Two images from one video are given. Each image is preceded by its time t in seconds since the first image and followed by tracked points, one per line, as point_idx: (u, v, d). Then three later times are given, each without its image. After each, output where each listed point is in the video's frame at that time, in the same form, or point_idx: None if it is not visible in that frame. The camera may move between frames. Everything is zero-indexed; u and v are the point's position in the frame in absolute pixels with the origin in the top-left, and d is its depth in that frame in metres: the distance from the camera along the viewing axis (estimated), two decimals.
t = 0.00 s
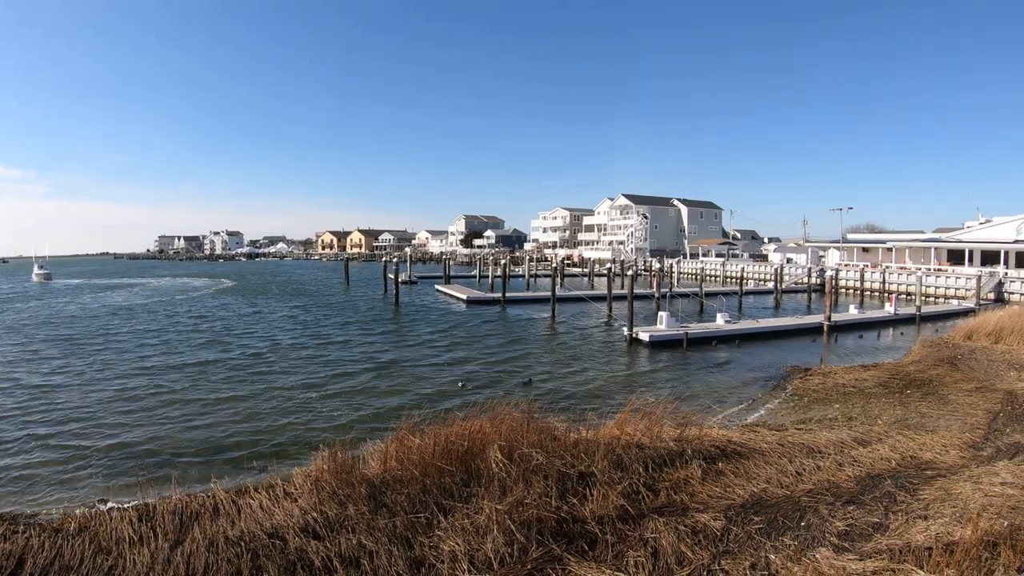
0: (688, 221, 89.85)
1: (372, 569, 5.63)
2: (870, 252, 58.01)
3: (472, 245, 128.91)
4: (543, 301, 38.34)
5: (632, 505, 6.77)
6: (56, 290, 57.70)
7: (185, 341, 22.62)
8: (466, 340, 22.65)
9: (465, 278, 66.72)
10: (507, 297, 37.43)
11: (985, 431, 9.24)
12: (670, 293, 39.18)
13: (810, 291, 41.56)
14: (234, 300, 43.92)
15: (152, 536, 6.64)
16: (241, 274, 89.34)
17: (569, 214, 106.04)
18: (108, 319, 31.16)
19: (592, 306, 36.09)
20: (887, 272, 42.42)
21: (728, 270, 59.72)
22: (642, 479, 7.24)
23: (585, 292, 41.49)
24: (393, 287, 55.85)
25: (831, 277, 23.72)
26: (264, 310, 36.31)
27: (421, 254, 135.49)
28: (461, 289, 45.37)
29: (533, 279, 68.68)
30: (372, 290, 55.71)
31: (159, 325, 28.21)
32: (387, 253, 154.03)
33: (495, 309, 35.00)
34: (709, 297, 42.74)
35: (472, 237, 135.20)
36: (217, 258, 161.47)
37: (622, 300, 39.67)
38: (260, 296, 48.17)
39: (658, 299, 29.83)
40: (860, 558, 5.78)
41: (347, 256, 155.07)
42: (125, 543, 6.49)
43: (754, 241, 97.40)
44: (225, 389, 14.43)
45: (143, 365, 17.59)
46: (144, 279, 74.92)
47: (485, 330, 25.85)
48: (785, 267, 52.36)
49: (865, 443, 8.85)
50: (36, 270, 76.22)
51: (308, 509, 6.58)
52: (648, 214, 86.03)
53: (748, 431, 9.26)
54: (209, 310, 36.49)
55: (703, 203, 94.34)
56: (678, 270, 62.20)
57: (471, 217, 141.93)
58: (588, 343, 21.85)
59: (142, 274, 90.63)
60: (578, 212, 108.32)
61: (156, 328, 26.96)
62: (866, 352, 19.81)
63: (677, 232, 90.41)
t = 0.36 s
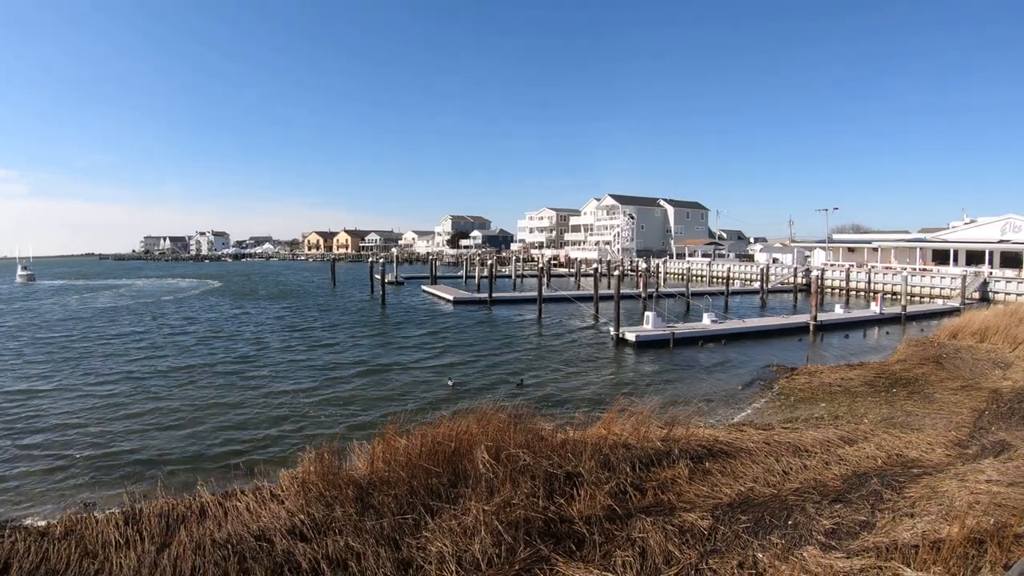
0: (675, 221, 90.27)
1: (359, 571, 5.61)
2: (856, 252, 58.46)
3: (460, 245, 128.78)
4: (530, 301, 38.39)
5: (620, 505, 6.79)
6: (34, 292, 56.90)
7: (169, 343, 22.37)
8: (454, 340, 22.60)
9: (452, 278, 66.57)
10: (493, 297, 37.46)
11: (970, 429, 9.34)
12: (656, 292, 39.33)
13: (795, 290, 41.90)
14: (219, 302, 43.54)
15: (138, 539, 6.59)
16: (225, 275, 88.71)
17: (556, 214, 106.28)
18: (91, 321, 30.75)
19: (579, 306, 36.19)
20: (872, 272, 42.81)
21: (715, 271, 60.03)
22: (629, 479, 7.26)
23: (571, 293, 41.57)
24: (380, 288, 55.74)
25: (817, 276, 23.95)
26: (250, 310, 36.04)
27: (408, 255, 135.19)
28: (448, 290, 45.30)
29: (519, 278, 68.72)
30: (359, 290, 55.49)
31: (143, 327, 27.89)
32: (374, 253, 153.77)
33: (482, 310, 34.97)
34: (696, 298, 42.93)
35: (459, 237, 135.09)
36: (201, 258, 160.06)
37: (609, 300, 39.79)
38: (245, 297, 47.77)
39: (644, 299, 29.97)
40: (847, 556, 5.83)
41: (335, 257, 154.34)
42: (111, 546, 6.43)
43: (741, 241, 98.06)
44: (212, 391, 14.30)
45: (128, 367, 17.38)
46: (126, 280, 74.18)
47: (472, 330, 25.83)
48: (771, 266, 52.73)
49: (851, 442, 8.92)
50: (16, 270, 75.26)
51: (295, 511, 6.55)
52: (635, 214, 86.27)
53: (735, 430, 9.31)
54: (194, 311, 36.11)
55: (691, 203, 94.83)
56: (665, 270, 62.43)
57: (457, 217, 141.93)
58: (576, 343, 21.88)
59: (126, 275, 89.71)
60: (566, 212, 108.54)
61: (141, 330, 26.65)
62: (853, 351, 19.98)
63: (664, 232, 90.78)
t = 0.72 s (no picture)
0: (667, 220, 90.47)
1: (352, 571, 5.61)
2: (847, 251, 58.70)
3: (452, 245, 128.69)
4: (522, 300, 38.43)
5: (612, 504, 6.81)
6: (20, 292, 56.45)
7: (160, 343, 22.24)
8: (447, 340, 22.60)
9: (444, 278, 66.51)
10: (486, 297, 37.46)
11: (962, 427, 9.40)
12: (648, 292, 39.41)
13: (787, 290, 42.07)
14: (210, 301, 43.34)
15: (130, 540, 6.57)
16: (215, 275, 88.35)
17: (548, 213, 106.33)
18: (81, 321, 30.53)
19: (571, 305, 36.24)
20: (864, 271, 43.04)
21: (707, 270, 60.19)
22: (622, 478, 7.28)
23: (563, 292, 41.63)
24: (372, 288, 55.66)
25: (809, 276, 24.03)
26: (242, 310, 35.89)
27: (400, 254, 134.95)
28: (440, 289, 45.26)
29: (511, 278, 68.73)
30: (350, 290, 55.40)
31: (134, 327, 27.71)
32: (366, 253, 153.44)
33: (474, 309, 34.95)
34: (687, 297, 43.07)
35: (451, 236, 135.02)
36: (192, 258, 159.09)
37: (601, 299, 39.87)
38: (236, 297, 47.56)
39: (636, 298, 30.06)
40: (840, 554, 5.86)
41: (327, 256, 153.97)
42: (103, 547, 6.40)
43: (734, 241, 98.45)
44: (204, 391, 14.25)
45: (120, 368, 17.28)
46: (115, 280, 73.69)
47: (465, 329, 25.82)
48: (763, 266, 52.93)
49: (842, 441, 8.96)
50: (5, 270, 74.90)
51: (287, 511, 6.54)
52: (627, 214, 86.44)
53: (727, 429, 9.34)
54: (185, 311, 35.91)
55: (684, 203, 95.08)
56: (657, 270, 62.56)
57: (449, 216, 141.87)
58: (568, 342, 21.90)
59: (115, 275, 89.10)
60: (558, 211, 108.63)
61: (132, 330, 26.51)
62: (845, 350, 20.06)
63: (657, 231, 90.97)
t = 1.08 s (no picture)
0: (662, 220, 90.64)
1: (347, 570, 5.61)
2: (841, 251, 58.87)
3: (447, 244, 128.51)
4: (516, 299, 38.47)
5: (606, 503, 6.82)
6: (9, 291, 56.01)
7: (152, 343, 22.12)
8: (442, 339, 22.56)
9: (437, 277, 66.45)
10: (480, 296, 37.47)
11: (955, 426, 9.44)
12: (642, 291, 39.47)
13: (781, 289, 42.19)
14: (202, 301, 43.12)
15: (125, 540, 6.55)
16: (208, 274, 87.95)
17: (542, 212, 106.36)
18: (73, 321, 30.32)
19: (565, 304, 36.26)
20: (858, 271, 43.17)
21: (701, 270, 60.31)
22: (616, 477, 7.29)
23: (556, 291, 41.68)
24: (365, 287, 55.51)
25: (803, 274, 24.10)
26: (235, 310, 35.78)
27: (394, 253, 134.68)
28: (434, 288, 45.25)
29: (505, 277, 68.61)
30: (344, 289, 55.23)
31: (126, 327, 27.56)
32: (360, 253, 153.24)
33: (468, 309, 34.90)
34: (682, 296, 43.10)
35: (446, 236, 134.86)
36: (184, 257, 158.43)
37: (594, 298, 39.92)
38: (229, 296, 47.33)
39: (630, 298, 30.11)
40: (834, 552, 5.88)
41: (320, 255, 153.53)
42: (97, 547, 6.39)
43: (728, 240, 98.68)
44: (198, 391, 14.20)
45: (113, 368, 17.19)
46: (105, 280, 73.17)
47: (460, 328, 25.84)
48: (757, 265, 53.02)
49: (836, 440, 8.99)
50: None
51: (281, 511, 6.53)
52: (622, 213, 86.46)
53: (721, 428, 9.37)
54: (178, 310, 35.72)
55: (679, 202, 95.25)
56: (651, 269, 62.63)
57: (443, 215, 141.65)
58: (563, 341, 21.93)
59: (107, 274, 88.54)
60: (553, 211, 108.71)
61: (125, 330, 26.37)
62: (839, 349, 20.10)
63: (651, 230, 91.12)
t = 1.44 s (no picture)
0: (658, 219, 90.73)
1: (344, 569, 5.61)
2: (837, 250, 59.02)
3: (444, 243, 128.37)
4: (512, 298, 38.49)
5: (603, 501, 6.83)
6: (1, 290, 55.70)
7: (147, 343, 22.02)
8: (439, 338, 22.56)
9: (433, 275, 66.36)
10: (476, 295, 37.48)
11: (951, 424, 9.47)
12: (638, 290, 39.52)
13: (777, 288, 42.29)
14: (197, 300, 42.97)
15: (121, 540, 6.54)
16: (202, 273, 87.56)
17: (539, 211, 106.33)
18: (68, 320, 30.15)
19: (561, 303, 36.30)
20: (853, 270, 43.29)
21: (697, 268, 60.37)
22: (612, 475, 7.31)
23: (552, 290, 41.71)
24: (361, 286, 55.43)
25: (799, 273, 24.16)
26: (230, 309, 35.64)
27: (390, 252, 134.51)
28: (429, 287, 45.23)
29: (501, 275, 68.56)
30: (339, 288, 55.05)
31: (121, 326, 27.44)
32: (357, 251, 153.02)
33: (465, 307, 34.86)
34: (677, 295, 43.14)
35: (442, 234, 134.75)
36: (179, 257, 157.79)
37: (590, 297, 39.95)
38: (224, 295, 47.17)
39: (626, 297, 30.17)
40: (830, 550, 5.90)
41: (316, 254, 153.17)
42: (93, 547, 6.38)
43: (724, 239, 98.96)
44: (195, 391, 14.15)
45: (108, 368, 17.12)
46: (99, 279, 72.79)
47: (456, 327, 25.81)
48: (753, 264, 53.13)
49: (832, 438, 9.01)
50: None
51: (278, 510, 6.52)
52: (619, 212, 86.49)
53: (717, 426, 9.38)
54: (173, 309, 35.56)
55: (675, 201, 95.34)
56: (648, 267, 62.66)
57: (439, 215, 141.44)
58: (559, 340, 21.96)
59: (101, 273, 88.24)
60: (549, 210, 108.70)
61: (120, 329, 26.28)
62: (835, 347, 20.15)
63: (647, 228, 91.21)
